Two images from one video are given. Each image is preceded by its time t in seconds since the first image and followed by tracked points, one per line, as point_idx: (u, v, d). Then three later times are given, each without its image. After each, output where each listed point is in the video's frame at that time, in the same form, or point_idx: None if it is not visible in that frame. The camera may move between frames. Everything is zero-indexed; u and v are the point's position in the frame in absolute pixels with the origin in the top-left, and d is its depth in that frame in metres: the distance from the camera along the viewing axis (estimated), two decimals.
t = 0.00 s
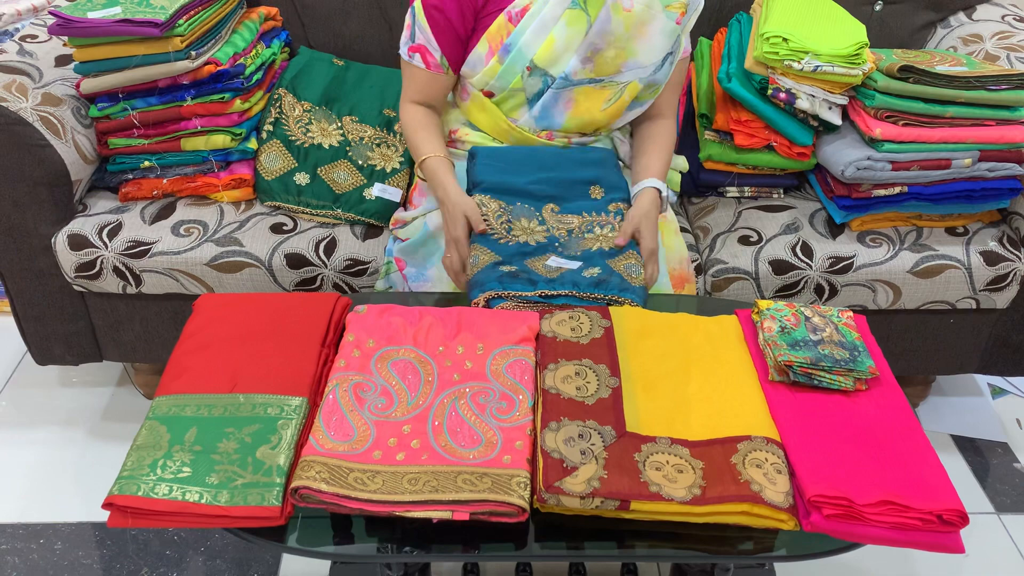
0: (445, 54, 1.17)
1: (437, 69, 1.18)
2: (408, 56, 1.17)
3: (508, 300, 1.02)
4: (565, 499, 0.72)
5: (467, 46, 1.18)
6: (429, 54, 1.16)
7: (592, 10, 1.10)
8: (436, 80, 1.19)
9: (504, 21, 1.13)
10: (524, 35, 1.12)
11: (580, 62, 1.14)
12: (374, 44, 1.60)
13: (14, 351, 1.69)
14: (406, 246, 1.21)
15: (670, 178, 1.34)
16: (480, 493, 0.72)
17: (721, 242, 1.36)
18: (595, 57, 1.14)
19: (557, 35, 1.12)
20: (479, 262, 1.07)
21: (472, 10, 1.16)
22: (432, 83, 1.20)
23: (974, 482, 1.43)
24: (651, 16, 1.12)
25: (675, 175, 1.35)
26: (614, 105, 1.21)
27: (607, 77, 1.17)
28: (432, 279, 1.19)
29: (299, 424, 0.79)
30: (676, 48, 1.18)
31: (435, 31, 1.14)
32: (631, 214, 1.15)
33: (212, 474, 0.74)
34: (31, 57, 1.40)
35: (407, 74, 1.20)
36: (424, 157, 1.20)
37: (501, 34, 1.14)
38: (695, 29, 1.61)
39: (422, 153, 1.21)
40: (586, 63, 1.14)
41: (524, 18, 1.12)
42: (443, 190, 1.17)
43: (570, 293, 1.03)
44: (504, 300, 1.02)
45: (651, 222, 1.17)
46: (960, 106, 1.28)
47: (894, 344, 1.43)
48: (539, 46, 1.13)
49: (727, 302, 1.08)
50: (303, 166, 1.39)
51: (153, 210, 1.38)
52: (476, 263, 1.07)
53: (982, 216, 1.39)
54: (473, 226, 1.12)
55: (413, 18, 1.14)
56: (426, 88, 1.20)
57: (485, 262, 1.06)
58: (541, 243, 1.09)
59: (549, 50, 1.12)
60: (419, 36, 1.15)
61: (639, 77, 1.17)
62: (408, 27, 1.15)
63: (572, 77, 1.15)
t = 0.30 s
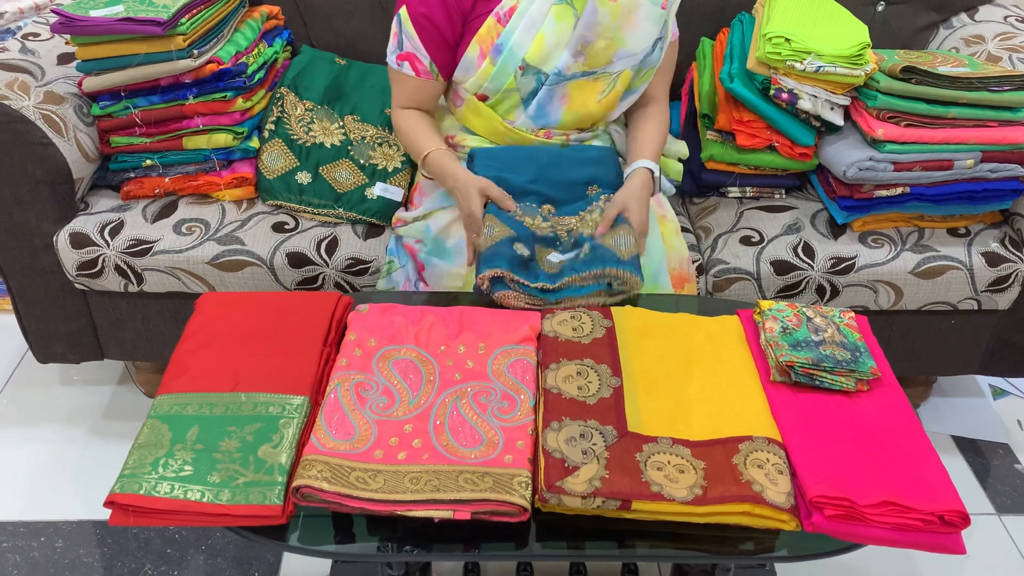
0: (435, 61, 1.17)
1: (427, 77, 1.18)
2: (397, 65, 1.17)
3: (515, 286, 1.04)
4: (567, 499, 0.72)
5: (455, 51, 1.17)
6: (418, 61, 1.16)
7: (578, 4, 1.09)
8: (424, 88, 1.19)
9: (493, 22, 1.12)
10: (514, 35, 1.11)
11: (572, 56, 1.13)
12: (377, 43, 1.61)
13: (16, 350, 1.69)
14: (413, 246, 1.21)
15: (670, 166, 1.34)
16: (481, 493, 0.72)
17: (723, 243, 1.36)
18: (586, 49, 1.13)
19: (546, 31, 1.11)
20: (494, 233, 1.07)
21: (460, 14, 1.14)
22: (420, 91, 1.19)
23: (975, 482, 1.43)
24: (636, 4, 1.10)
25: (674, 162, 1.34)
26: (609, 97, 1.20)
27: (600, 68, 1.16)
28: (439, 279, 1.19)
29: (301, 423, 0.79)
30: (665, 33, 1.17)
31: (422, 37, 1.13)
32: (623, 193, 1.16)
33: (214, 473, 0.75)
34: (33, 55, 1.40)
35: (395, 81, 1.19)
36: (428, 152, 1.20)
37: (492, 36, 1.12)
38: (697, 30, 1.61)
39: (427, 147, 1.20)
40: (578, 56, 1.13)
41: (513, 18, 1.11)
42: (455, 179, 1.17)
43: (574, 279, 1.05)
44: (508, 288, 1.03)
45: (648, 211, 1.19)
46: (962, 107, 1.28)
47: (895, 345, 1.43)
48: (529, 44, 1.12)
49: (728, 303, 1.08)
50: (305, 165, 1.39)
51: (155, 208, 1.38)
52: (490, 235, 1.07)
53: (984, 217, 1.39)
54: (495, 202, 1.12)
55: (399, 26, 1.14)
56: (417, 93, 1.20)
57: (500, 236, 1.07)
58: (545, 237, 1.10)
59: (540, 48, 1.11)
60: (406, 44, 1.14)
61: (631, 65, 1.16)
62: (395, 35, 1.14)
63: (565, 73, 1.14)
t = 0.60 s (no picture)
0: (427, 61, 1.17)
1: (420, 77, 1.19)
2: (392, 63, 1.17)
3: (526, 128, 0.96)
4: (571, 500, 0.72)
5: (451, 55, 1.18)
6: (411, 61, 1.16)
7: (580, 5, 1.08)
8: (417, 87, 1.20)
9: (494, 25, 1.11)
10: (516, 36, 1.09)
11: (575, 58, 1.11)
12: (381, 43, 1.60)
13: (18, 348, 1.69)
14: (412, 248, 1.21)
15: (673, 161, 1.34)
16: (485, 493, 0.72)
17: (726, 244, 1.36)
18: (588, 51, 1.11)
19: (548, 34, 1.08)
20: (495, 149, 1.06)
21: (458, 19, 1.13)
22: (413, 90, 1.20)
23: (978, 485, 1.43)
24: (636, 5, 1.09)
25: (674, 157, 1.34)
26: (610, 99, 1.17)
27: (602, 70, 1.14)
28: (437, 282, 1.20)
29: (304, 423, 0.79)
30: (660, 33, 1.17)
31: (417, 38, 1.13)
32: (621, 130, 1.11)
33: (217, 472, 0.75)
34: (37, 54, 1.40)
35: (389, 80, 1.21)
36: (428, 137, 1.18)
37: (492, 39, 1.12)
38: (701, 31, 1.61)
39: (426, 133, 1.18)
40: (581, 58, 1.11)
41: (513, 21, 1.10)
42: (457, 156, 1.14)
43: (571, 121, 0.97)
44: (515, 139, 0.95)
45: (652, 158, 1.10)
46: (967, 109, 1.28)
47: (898, 347, 1.42)
48: (530, 47, 1.10)
49: (731, 304, 1.08)
50: (309, 164, 1.39)
51: (158, 207, 1.38)
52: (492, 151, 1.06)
53: (988, 219, 1.39)
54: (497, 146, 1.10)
55: (394, 25, 1.14)
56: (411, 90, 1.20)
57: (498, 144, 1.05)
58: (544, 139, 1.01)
59: (542, 50, 1.09)
60: (401, 44, 1.15)
61: (633, 66, 1.15)
62: (390, 34, 1.15)
63: (568, 74, 1.12)
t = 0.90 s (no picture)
0: (429, 60, 1.17)
1: (421, 74, 1.19)
2: (392, 58, 1.17)
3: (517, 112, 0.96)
4: (573, 501, 0.72)
5: (454, 55, 1.18)
6: (412, 58, 1.16)
7: (586, 8, 1.08)
8: (418, 84, 1.20)
9: (499, 27, 1.10)
10: (520, 38, 1.09)
11: (579, 61, 1.12)
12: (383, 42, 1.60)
13: (20, 347, 1.69)
14: (413, 247, 1.20)
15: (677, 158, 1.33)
16: (487, 494, 0.72)
17: (728, 246, 1.36)
18: (593, 54, 1.12)
19: (553, 36, 1.08)
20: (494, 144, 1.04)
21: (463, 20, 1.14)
22: (416, 86, 1.20)
23: (980, 487, 1.43)
24: (641, 9, 1.10)
25: (676, 155, 1.33)
26: (614, 100, 1.20)
27: (605, 72, 1.15)
28: (438, 282, 1.19)
29: (306, 423, 0.79)
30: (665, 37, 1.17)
31: (419, 36, 1.13)
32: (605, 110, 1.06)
33: (219, 472, 0.75)
34: (40, 53, 1.40)
35: (391, 75, 1.20)
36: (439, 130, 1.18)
37: (497, 41, 1.11)
38: (704, 32, 1.61)
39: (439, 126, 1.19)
40: (585, 61, 1.13)
41: (517, 23, 1.09)
42: (470, 148, 1.15)
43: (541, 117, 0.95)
44: (506, 127, 0.96)
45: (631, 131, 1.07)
46: (970, 111, 1.28)
47: (900, 349, 1.42)
48: (535, 49, 1.09)
49: (733, 306, 1.07)
50: (311, 164, 1.39)
51: (160, 207, 1.38)
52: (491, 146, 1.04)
53: (990, 222, 1.39)
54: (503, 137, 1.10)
55: (397, 21, 1.14)
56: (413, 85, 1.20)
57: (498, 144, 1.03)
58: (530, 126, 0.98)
59: (547, 52, 1.09)
60: (403, 40, 1.15)
61: (636, 69, 1.17)
62: (393, 29, 1.15)
63: (572, 77, 1.13)
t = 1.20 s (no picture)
0: (437, 64, 1.17)
1: (428, 79, 1.18)
2: (399, 63, 1.17)
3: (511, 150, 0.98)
4: (574, 502, 0.72)
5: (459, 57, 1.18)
6: (420, 63, 1.16)
7: (590, 13, 1.08)
8: (425, 88, 1.19)
9: (502, 31, 1.11)
10: (524, 42, 1.09)
11: (583, 66, 1.12)
12: (384, 43, 1.60)
13: (20, 347, 1.69)
14: (414, 248, 1.20)
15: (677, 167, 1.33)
16: (489, 496, 0.72)
17: (729, 247, 1.36)
18: (596, 59, 1.12)
19: (557, 41, 1.09)
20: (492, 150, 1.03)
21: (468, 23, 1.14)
22: (421, 91, 1.20)
23: (980, 489, 1.43)
24: (645, 14, 1.10)
25: (677, 163, 1.34)
26: (617, 106, 1.18)
27: (609, 78, 1.15)
28: (439, 282, 1.19)
29: (307, 424, 0.79)
30: (670, 42, 1.16)
31: (425, 39, 1.13)
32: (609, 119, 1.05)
33: (220, 473, 0.74)
34: (40, 53, 1.40)
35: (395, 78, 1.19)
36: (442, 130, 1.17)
37: (500, 45, 1.11)
38: (705, 33, 1.60)
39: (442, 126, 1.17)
40: (588, 66, 1.12)
41: (521, 27, 1.09)
42: (476, 149, 1.14)
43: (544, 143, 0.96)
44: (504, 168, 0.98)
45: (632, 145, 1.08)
46: (971, 113, 1.28)
47: (901, 350, 1.42)
48: (538, 54, 1.10)
49: (735, 307, 1.07)
50: (312, 165, 1.39)
51: (161, 207, 1.38)
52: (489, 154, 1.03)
53: (991, 223, 1.39)
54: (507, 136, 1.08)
55: (403, 26, 1.13)
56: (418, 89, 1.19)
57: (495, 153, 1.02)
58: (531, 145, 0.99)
59: (550, 57, 1.09)
60: (410, 44, 1.14)
61: (640, 74, 1.16)
62: (398, 34, 1.14)
63: (576, 82, 1.13)
